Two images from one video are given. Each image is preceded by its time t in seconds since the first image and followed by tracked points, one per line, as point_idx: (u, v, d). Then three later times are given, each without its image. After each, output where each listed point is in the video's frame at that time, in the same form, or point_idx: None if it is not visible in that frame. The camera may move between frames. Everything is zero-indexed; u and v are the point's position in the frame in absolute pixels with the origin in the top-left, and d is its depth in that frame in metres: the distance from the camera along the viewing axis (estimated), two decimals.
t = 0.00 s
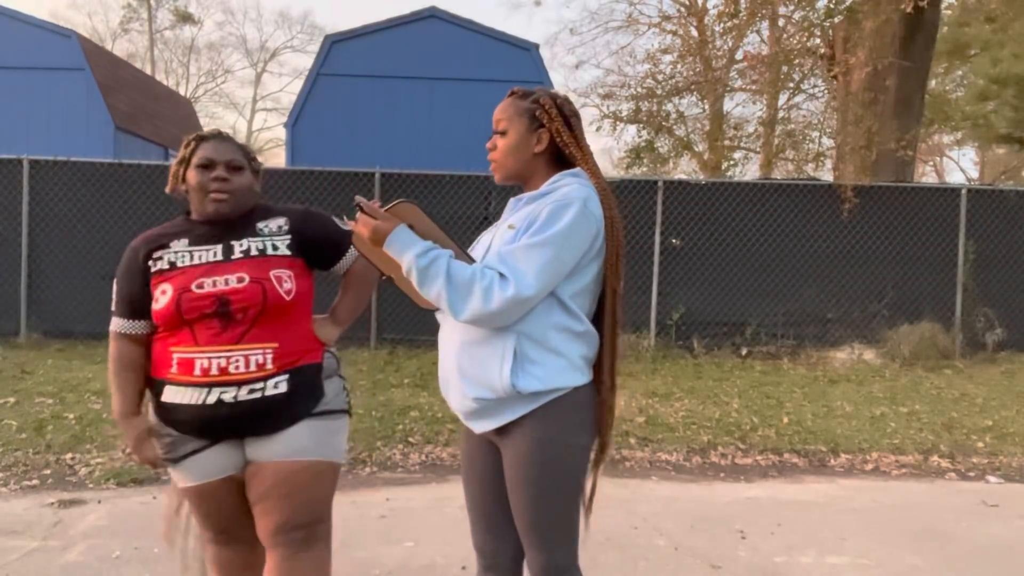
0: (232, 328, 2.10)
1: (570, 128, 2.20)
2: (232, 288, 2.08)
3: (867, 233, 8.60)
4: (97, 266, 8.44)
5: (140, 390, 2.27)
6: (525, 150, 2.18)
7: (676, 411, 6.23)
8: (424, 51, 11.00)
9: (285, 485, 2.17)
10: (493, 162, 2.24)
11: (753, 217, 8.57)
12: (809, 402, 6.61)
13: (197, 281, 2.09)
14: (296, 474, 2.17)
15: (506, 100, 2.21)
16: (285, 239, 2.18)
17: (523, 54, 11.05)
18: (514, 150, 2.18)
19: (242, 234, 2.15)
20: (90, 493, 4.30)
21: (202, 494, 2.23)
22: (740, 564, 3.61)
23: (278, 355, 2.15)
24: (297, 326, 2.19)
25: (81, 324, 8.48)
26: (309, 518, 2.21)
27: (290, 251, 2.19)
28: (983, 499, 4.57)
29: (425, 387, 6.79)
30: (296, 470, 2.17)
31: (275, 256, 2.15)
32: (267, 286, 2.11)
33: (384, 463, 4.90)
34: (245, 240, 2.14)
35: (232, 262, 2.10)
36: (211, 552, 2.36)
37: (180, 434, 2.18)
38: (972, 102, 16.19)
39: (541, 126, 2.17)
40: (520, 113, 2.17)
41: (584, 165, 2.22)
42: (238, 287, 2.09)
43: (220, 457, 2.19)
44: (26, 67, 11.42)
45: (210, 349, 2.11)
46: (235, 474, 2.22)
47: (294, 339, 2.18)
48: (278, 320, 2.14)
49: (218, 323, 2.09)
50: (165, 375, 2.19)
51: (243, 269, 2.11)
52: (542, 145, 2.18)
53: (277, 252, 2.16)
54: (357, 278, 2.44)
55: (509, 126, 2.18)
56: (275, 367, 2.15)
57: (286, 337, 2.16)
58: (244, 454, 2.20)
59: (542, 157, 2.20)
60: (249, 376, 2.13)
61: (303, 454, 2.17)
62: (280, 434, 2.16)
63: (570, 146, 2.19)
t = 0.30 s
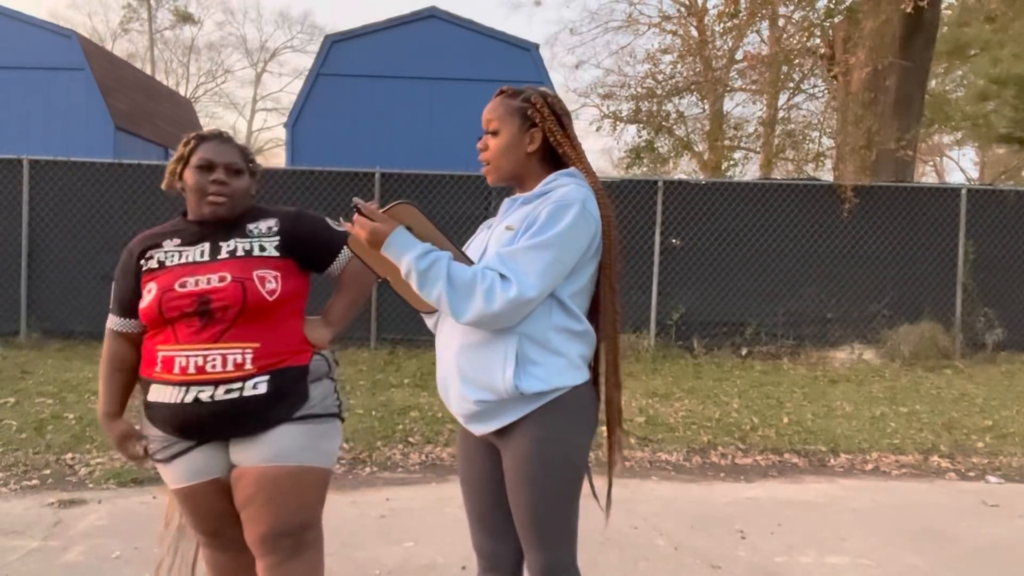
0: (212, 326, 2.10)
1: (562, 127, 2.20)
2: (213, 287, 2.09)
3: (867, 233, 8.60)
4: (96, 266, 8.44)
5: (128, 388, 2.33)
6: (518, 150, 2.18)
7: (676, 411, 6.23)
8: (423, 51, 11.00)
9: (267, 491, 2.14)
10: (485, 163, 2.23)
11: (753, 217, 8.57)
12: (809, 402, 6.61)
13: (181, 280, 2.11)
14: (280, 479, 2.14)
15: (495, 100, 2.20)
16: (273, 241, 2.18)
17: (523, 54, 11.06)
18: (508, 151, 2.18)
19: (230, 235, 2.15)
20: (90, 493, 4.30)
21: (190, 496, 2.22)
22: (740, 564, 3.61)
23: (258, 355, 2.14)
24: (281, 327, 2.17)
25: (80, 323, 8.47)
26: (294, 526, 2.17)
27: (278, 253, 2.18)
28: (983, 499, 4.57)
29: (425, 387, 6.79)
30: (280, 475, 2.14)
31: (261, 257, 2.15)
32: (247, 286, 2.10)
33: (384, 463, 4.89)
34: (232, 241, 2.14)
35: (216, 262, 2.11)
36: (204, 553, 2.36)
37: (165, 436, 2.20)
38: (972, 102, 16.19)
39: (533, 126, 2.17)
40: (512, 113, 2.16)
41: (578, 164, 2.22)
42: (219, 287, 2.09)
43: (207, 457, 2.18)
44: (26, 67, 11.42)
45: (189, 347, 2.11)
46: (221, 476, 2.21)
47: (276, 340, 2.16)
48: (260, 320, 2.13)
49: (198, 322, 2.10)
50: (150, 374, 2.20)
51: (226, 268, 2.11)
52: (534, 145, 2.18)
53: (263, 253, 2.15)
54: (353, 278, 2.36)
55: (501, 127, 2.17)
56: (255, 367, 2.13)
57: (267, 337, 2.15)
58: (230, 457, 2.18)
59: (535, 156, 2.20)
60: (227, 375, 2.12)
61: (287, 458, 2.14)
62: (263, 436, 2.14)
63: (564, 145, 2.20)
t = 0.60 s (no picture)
0: (196, 327, 2.11)
1: (560, 126, 2.20)
2: (196, 287, 2.10)
3: (867, 233, 8.61)
4: (96, 266, 8.44)
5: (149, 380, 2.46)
6: (518, 150, 2.18)
7: (676, 411, 6.22)
8: (423, 52, 11.00)
9: (260, 493, 2.13)
10: (484, 163, 2.24)
11: (753, 217, 8.57)
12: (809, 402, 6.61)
13: (168, 280, 2.14)
14: (275, 481, 2.14)
15: (494, 100, 2.20)
16: (261, 239, 2.16)
17: (523, 54, 11.06)
18: (507, 151, 2.18)
19: (219, 235, 2.16)
20: (90, 493, 4.30)
21: (185, 497, 2.22)
22: (740, 564, 3.61)
23: (245, 355, 2.13)
24: (270, 327, 2.16)
25: (80, 323, 8.48)
26: (288, 528, 2.17)
27: (267, 252, 2.16)
28: (983, 499, 4.57)
29: (425, 387, 6.78)
30: (274, 477, 2.14)
31: (248, 256, 2.14)
32: (230, 285, 2.10)
33: (384, 463, 4.89)
34: (219, 241, 2.15)
35: (202, 262, 2.12)
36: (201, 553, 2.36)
37: (160, 436, 2.20)
38: (972, 102, 16.19)
39: (532, 125, 2.17)
40: (510, 112, 2.16)
41: (576, 163, 2.23)
42: (201, 286, 2.10)
43: (202, 458, 2.19)
44: (26, 67, 11.42)
45: (176, 347, 2.13)
46: (215, 478, 2.21)
47: (264, 339, 2.15)
48: (245, 319, 2.13)
49: (183, 322, 2.12)
50: (145, 374, 2.23)
51: (210, 268, 2.11)
52: (533, 144, 2.18)
53: (250, 252, 2.14)
54: (347, 276, 2.28)
55: (499, 127, 2.17)
56: (242, 367, 2.13)
57: (254, 337, 2.14)
58: (224, 458, 2.18)
59: (534, 156, 2.20)
60: (215, 375, 2.12)
61: (280, 461, 2.14)
62: (256, 437, 2.13)
63: (562, 145, 2.20)
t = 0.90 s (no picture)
0: (190, 324, 2.11)
1: (554, 125, 2.20)
2: (190, 283, 2.11)
3: (867, 233, 8.60)
4: (97, 266, 8.44)
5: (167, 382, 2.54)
6: (512, 151, 2.18)
7: (676, 411, 6.22)
8: (422, 52, 11.00)
9: (257, 492, 2.13)
10: (478, 164, 2.24)
11: (753, 217, 8.57)
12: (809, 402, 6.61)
13: (164, 278, 2.16)
14: (272, 480, 2.13)
15: (487, 102, 2.20)
16: (255, 235, 2.16)
17: (523, 54, 11.06)
18: (500, 153, 2.18)
19: (215, 232, 2.18)
20: (90, 493, 4.30)
21: (186, 497, 2.23)
22: (740, 564, 3.61)
23: (239, 353, 2.12)
24: (264, 326, 2.15)
25: (80, 323, 8.47)
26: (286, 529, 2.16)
27: (261, 246, 2.16)
28: (983, 499, 4.57)
29: (425, 387, 6.78)
30: (272, 476, 2.13)
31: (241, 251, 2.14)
32: (222, 281, 2.10)
33: (384, 463, 4.89)
34: (214, 237, 2.16)
35: (197, 258, 2.14)
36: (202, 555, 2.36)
37: (160, 436, 2.21)
38: (972, 102, 16.20)
39: (526, 126, 2.16)
40: (504, 114, 2.16)
41: (572, 162, 2.23)
42: (195, 282, 2.11)
43: (201, 458, 2.19)
44: (26, 67, 11.42)
45: (171, 345, 2.14)
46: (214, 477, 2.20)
47: (258, 338, 2.14)
48: (238, 317, 2.12)
49: (177, 320, 2.12)
50: (143, 374, 2.24)
51: (204, 264, 2.12)
52: (527, 145, 2.17)
53: (244, 246, 2.14)
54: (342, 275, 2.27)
55: (493, 129, 2.17)
56: (236, 366, 2.12)
57: (247, 335, 2.13)
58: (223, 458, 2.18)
59: (528, 156, 2.20)
60: (208, 374, 2.12)
61: (278, 460, 2.14)
62: (253, 436, 2.13)
63: (557, 144, 2.20)
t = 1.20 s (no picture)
0: (201, 322, 2.10)
1: (558, 126, 2.20)
2: (200, 280, 2.09)
3: (867, 233, 8.60)
4: (96, 266, 8.44)
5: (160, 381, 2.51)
6: (513, 150, 2.18)
7: (676, 411, 6.23)
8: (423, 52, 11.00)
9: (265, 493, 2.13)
10: (480, 161, 2.24)
11: (753, 217, 8.57)
12: (809, 402, 6.61)
13: (171, 276, 2.14)
14: (278, 480, 2.14)
15: (493, 100, 2.21)
16: (262, 233, 2.17)
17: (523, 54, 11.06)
18: (502, 151, 2.18)
19: (220, 230, 2.17)
20: (90, 493, 4.30)
21: (190, 497, 2.23)
22: (740, 564, 3.61)
23: (251, 351, 2.12)
24: (273, 321, 2.15)
25: (80, 323, 8.47)
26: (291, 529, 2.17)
27: (268, 244, 2.16)
28: (983, 499, 4.57)
29: (425, 388, 6.79)
30: (278, 476, 2.14)
31: (250, 249, 2.14)
32: (234, 278, 2.09)
33: (384, 463, 4.89)
34: (221, 235, 2.15)
35: (204, 256, 2.12)
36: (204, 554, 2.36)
37: (165, 436, 2.20)
38: (972, 102, 16.21)
39: (530, 126, 2.17)
40: (508, 113, 2.16)
41: (574, 164, 2.22)
42: (205, 280, 2.09)
43: (206, 458, 2.18)
44: (26, 67, 11.42)
45: (180, 344, 2.12)
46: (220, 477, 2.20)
47: (268, 334, 2.14)
48: (249, 314, 2.11)
49: (187, 318, 2.11)
50: (147, 373, 2.21)
51: (213, 262, 2.11)
52: (529, 144, 2.18)
53: (252, 245, 2.14)
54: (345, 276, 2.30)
55: (496, 127, 2.17)
56: (248, 363, 2.12)
57: (258, 332, 2.13)
58: (230, 457, 2.18)
59: (530, 156, 2.20)
60: (220, 372, 2.11)
61: (284, 460, 2.14)
62: (261, 436, 2.13)
63: (560, 146, 2.20)
